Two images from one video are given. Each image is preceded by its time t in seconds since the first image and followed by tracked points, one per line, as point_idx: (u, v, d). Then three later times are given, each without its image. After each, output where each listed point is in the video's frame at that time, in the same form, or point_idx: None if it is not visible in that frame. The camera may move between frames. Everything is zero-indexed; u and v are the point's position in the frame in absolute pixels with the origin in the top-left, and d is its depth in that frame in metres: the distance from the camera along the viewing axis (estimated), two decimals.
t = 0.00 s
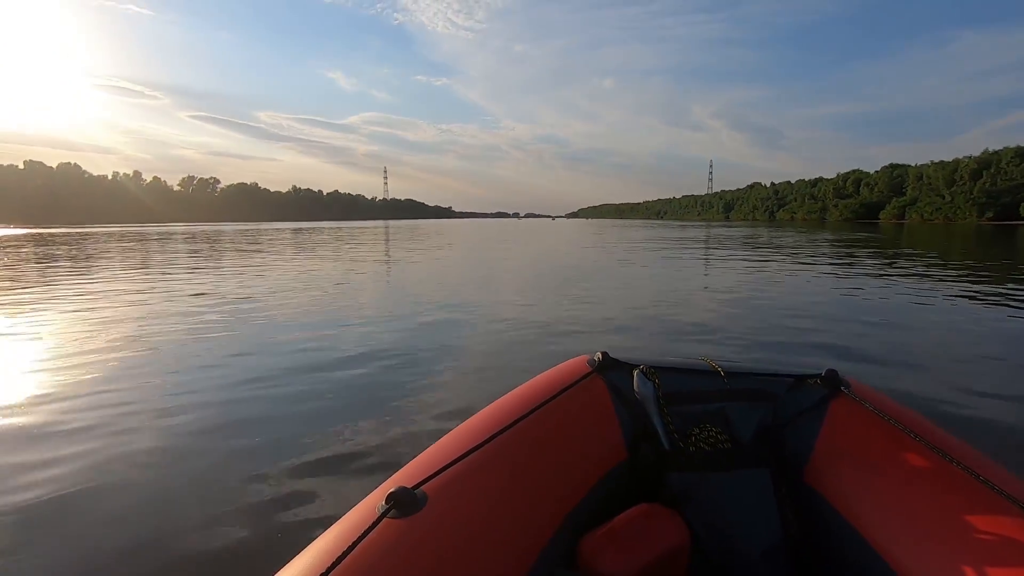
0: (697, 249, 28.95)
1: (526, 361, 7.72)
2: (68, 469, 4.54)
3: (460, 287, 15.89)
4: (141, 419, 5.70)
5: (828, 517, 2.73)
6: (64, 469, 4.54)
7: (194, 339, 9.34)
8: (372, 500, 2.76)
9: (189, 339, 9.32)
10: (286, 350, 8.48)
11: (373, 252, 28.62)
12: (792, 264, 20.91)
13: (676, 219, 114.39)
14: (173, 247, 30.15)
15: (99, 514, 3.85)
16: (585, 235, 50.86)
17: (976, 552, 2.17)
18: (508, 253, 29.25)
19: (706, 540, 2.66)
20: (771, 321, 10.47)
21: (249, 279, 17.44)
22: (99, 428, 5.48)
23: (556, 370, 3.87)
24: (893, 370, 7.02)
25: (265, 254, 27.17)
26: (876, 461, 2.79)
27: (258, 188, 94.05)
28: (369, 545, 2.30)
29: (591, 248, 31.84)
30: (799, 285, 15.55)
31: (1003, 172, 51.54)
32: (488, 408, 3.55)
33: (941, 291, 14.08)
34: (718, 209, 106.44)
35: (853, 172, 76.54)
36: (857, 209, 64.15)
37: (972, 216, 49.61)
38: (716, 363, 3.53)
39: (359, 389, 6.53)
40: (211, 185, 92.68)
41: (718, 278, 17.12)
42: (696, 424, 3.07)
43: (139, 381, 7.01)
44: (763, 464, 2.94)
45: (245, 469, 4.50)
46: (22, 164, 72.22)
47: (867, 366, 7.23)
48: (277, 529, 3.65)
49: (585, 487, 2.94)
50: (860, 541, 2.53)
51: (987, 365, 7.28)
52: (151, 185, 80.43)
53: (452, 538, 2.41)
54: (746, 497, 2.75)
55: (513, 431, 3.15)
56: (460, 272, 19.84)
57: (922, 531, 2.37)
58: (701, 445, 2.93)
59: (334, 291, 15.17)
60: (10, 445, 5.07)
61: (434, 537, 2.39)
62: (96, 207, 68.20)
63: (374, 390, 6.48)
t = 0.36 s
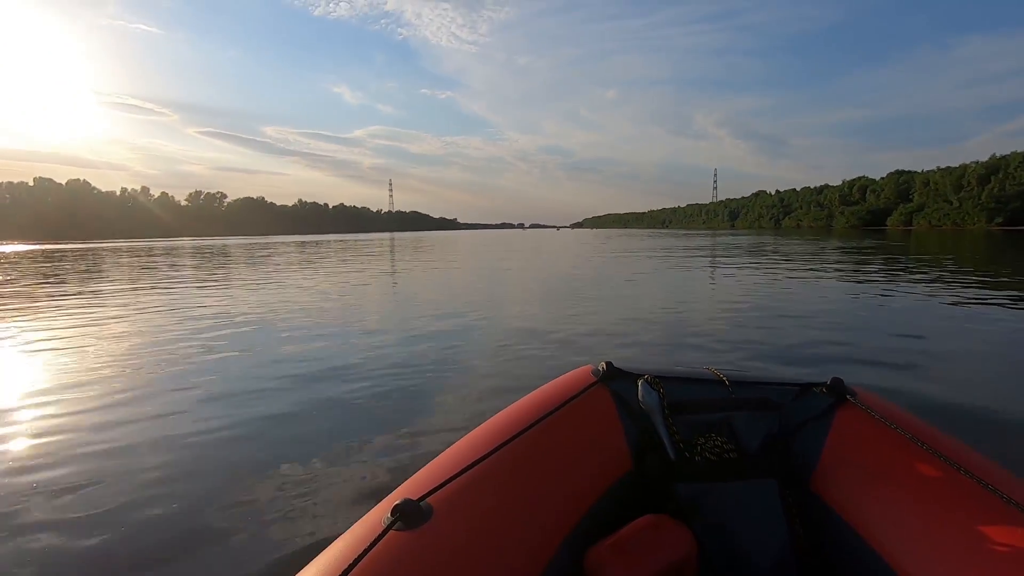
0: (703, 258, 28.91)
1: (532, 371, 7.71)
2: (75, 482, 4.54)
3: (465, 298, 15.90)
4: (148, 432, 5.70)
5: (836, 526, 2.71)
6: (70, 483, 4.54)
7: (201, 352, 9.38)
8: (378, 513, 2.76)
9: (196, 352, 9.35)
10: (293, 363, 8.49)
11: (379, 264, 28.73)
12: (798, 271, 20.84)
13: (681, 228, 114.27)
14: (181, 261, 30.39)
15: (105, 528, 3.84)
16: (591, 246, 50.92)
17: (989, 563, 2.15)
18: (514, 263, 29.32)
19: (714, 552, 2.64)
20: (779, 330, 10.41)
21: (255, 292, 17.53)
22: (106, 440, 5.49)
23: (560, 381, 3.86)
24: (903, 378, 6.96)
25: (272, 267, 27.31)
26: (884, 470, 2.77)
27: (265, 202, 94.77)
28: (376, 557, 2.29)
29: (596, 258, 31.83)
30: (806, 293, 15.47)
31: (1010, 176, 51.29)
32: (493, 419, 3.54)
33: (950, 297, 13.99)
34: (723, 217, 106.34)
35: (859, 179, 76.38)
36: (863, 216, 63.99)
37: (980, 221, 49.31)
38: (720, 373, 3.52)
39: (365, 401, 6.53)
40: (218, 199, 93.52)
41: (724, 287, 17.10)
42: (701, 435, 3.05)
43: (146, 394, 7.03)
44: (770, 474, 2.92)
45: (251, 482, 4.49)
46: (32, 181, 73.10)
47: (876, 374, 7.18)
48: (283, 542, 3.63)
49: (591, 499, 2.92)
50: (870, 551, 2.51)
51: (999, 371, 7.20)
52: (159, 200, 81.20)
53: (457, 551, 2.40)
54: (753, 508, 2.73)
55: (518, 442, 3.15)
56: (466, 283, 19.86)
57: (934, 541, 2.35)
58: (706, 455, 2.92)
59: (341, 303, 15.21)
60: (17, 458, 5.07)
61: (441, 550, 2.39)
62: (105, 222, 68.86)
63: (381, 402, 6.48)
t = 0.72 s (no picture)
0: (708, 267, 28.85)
1: (536, 381, 7.69)
2: (78, 494, 4.53)
3: (470, 309, 15.92)
4: (151, 444, 5.70)
5: (840, 539, 2.68)
6: (73, 495, 4.53)
7: (206, 363, 9.41)
8: (377, 525, 2.74)
9: (202, 364, 9.38)
10: (297, 374, 8.50)
11: (384, 275, 28.80)
12: (803, 281, 20.80)
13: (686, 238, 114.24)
14: (188, 273, 30.59)
15: (106, 541, 3.83)
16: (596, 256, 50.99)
17: None
18: (518, 274, 29.35)
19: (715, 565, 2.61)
20: (785, 339, 10.35)
21: (261, 303, 17.62)
22: (110, 452, 5.49)
23: (561, 392, 3.84)
24: (910, 387, 6.91)
25: (277, 278, 27.44)
26: (887, 481, 2.74)
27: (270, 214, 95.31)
28: (375, 571, 2.27)
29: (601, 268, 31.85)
30: (811, 302, 15.43)
31: (1017, 184, 51.09)
32: (493, 431, 3.52)
33: (956, 305, 13.90)
34: (728, 226, 106.24)
35: (863, 188, 76.29)
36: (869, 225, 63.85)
37: (987, 230, 49.11)
38: (721, 383, 3.49)
39: (368, 411, 6.52)
40: (224, 212, 94.11)
41: (728, 296, 17.05)
42: (702, 446, 3.03)
43: (151, 406, 7.05)
44: (771, 486, 2.89)
45: (253, 495, 4.48)
46: (41, 194, 73.89)
47: (883, 383, 7.13)
48: (284, 554, 3.61)
49: (592, 511, 2.90)
50: (874, 565, 2.47)
51: (1008, 380, 7.13)
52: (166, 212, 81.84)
53: (457, 565, 2.37)
54: (755, 520, 2.70)
55: (518, 454, 3.13)
56: (471, 294, 19.89)
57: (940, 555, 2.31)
58: (707, 466, 2.89)
59: (346, 314, 15.25)
60: (21, 471, 5.08)
61: (441, 564, 2.37)
62: (113, 234, 69.44)
63: (384, 413, 6.46)
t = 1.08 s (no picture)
0: (714, 276, 28.74)
1: (542, 389, 7.67)
2: (83, 501, 4.55)
3: (476, 317, 15.94)
4: (157, 452, 5.72)
5: (841, 549, 2.67)
6: (78, 501, 4.55)
7: (214, 371, 9.45)
8: (379, 536, 2.75)
9: (209, 372, 9.42)
10: (303, 383, 8.52)
11: (390, 284, 28.92)
12: (810, 289, 20.73)
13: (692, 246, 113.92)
14: (196, 283, 30.80)
15: (111, 547, 3.83)
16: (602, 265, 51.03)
17: None
18: (523, 282, 29.36)
19: None
20: (792, 347, 10.30)
21: (268, 312, 17.71)
22: (116, 459, 5.51)
23: (562, 402, 3.85)
24: (919, 395, 6.85)
25: (284, 287, 27.57)
26: (888, 492, 2.73)
27: (277, 224, 95.85)
28: None
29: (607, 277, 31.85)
30: (819, 310, 15.36)
31: None
32: (494, 442, 3.53)
33: (965, 313, 13.78)
34: (734, 234, 105.89)
35: (871, 195, 75.94)
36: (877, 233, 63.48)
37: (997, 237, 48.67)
38: (722, 393, 3.48)
39: (373, 420, 6.52)
40: (231, 221, 94.70)
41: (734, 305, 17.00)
42: (702, 456, 3.02)
43: (158, 414, 7.08)
44: (771, 496, 2.88)
45: (257, 501, 4.48)
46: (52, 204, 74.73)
47: (892, 392, 7.07)
48: (287, 561, 3.60)
49: (593, 522, 2.90)
50: None
51: (1017, 389, 7.07)
52: (175, 222, 82.54)
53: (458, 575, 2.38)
54: (756, 531, 2.69)
55: (519, 465, 3.14)
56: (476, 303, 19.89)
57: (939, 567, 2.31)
58: (707, 477, 2.89)
59: (352, 322, 15.30)
60: (27, 477, 5.10)
61: None
62: (123, 244, 70.08)
63: (389, 421, 6.46)
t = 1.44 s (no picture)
0: (718, 283, 28.68)
1: (544, 398, 7.67)
2: (85, 513, 4.55)
3: (479, 326, 15.98)
4: (160, 461, 5.73)
5: (839, 561, 2.65)
6: (80, 514, 4.55)
7: (218, 381, 9.49)
8: (377, 549, 2.75)
9: (213, 381, 9.45)
10: (306, 392, 8.54)
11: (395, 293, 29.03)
12: (814, 296, 20.71)
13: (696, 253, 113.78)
14: (202, 292, 30.99)
15: (109, 560, 3.83)
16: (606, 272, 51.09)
17: None
18: (527, 290, 29.36)
19: None
20: (796, 355, 10.28)
21: (273, 321, 17.78)
22: (118, 470, 5.52)
23: (560, 413, 3.85)
24: (923, 403, 6.82)
25: (289, 296, 27.71)
26: (885, 502, 2.73)
27: (281, 233, 96.24)
28: None
29: (611, 284, 31.89)
30: (822, 317, 15.34)
31: None
32: (492, 453, 3.53)
33: (970, 319, 13.71)
34: (738, 241, 105.75)
35: (875, 201, 75.81)
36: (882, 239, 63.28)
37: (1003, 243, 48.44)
38: (719, 403, 3.49)
39: (376, 429, 6.53)
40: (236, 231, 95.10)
41: (738, 312, 16.95)
42: (700, 467, 3.02)
43: (161, 424, 7.10)
44: (770, 507, 2.87)
45: (257, 512, 4.47)
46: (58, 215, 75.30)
47: (897, 399, 7.05)
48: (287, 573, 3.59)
49: (591, 533, 2.88)
50: None
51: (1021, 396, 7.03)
52: (180, 231, 83.05)
53: None
54: (754, 541, 2.68)
55: (517, 477, 3.13)
56: (480, 311, 19.96)
57: None
58: (705, 487, 2.88)
59: (356, 331, 15.36)
60: (30, 488, 5.15)
61: None
62: (129, 254, 70.53)
63: (391, 430, 6.47)
